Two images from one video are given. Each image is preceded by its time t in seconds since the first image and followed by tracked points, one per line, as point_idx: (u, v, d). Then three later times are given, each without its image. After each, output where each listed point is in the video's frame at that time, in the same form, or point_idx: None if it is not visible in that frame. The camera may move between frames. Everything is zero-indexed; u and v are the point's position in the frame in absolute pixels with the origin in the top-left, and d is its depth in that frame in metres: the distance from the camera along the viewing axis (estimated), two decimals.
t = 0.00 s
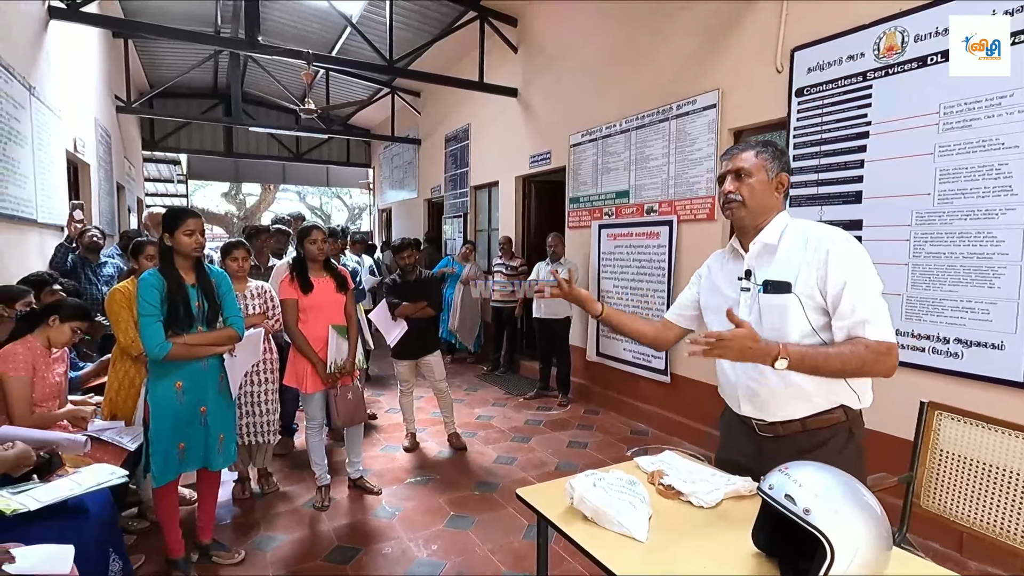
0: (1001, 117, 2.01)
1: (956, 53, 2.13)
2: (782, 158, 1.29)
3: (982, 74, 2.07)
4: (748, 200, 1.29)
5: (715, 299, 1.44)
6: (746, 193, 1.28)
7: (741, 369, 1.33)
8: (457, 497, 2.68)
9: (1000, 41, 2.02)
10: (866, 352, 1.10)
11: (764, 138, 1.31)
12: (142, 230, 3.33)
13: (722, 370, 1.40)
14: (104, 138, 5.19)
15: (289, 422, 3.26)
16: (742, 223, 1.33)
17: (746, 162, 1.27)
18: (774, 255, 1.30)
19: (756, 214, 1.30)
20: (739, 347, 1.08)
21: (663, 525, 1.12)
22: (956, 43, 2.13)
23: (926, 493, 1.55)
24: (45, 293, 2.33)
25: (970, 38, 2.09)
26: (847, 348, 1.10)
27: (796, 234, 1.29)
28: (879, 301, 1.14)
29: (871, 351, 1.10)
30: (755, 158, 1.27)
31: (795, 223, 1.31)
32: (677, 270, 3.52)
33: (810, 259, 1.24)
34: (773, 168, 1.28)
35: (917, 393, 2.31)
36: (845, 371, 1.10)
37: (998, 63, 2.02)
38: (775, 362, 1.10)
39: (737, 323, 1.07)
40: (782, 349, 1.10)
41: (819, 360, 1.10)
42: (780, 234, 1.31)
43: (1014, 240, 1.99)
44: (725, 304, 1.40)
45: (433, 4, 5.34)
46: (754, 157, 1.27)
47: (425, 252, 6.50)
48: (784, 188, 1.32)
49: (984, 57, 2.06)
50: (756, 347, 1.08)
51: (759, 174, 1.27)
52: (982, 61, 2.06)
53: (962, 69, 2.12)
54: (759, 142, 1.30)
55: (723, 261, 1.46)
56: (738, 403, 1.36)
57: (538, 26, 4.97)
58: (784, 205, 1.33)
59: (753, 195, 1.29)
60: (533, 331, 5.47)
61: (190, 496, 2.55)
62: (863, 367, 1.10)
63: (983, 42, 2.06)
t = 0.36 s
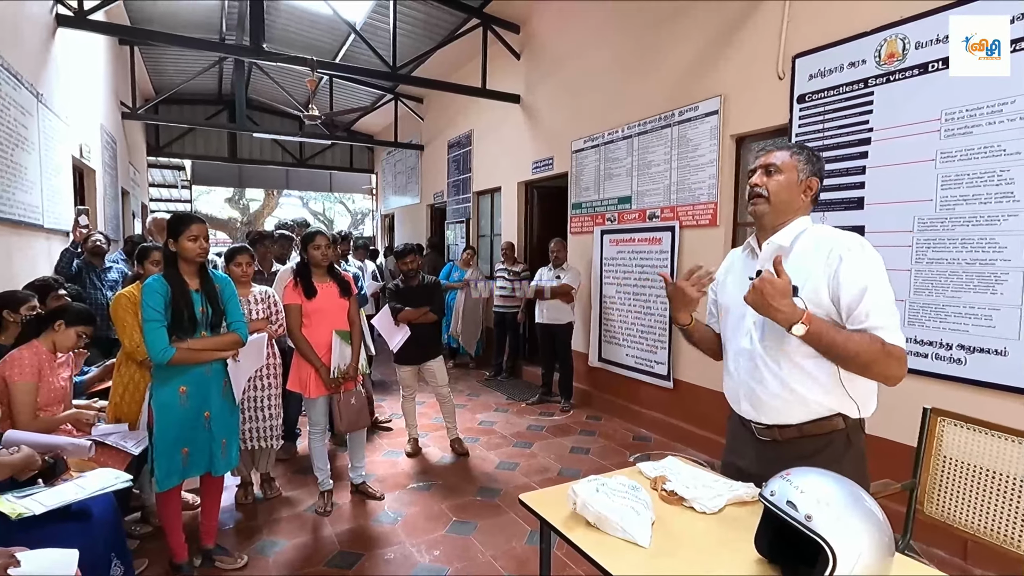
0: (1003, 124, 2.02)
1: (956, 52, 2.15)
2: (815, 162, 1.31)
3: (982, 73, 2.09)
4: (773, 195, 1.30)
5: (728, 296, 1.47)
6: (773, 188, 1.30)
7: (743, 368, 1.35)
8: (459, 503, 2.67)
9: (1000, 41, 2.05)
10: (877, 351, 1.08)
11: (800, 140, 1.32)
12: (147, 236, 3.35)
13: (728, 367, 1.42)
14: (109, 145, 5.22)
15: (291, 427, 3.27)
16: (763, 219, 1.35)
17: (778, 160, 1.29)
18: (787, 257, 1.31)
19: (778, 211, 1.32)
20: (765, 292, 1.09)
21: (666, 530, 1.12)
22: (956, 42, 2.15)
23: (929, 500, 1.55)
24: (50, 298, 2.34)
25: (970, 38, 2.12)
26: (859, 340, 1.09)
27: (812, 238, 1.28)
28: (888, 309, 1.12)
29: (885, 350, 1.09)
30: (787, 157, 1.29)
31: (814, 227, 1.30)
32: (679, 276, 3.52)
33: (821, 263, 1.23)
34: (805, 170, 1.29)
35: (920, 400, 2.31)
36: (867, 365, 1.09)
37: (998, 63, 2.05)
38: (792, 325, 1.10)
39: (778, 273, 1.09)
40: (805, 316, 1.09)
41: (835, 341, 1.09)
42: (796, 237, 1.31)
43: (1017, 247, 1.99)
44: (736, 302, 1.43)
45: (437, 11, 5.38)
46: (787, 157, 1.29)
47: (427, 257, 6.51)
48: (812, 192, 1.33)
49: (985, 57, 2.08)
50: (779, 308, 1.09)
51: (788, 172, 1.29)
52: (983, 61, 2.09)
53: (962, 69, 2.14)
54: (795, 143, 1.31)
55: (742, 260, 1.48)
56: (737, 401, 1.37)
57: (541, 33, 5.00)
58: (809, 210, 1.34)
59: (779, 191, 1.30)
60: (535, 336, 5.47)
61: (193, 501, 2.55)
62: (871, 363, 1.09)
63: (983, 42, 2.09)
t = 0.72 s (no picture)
0: (978, 130, 2.08)
1: (956, 51, 2.13)
2: (811, 166, 1.30)
3: (981, 74, 2.08)
4: (772, 209, 1.30)
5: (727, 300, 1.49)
6: (771, 202, 1.30)
7: (740, 372, 1.37)
8: (448, 505, 2.68)
9: (1001, 41, 2.03)
10: (873, 364, 1.13)
11: (794, 144, 1.31)
12: (130, 237, 3.30)
13: (724, 370, 1.45)
14: (89, 144, 5.13)
15: (278, 430, 3.24)
16: (764, 230, 1.35)
17: (771, 170, 1.29)
18: (787, 265, 1.33)
19: (779, 222, 1.32)
20: (753, 314, 1.17)
21: (654, 529, 1.14)
22: (956, 41, 2.14)
23: (908, 497, 1.59)
24: (31, 301, 2.30)
25: (969, 38, 2.10)
26: (854, 356, 1.14)
27: (814, 246, 1.30)
28: (888, 322, 1.16)
29: (879, 364, 1.13)
30: (781, 166, 1.28)
31: (816, 234, 1.32)
32: (666, 277, 3.56)
33: (823, 273, 1.26)
34: (800, 178, 1.29)
35: (899, 398, 2.36)
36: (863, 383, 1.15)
37: (998, 63, 2.03)
38: (782, 346, 1.18)
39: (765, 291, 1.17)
40: (794, 336, 1.17)
41: (827, 358, 1.15)
42: (797, 245, 1.33)
43: (992, 250, 2.05)
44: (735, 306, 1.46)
45: (424, 12, 5.38)
46: (780, 166, 1.28)
47: (414, 259, 6.49)
48: (810, 197, 1.33)
49: (985, 56, 2.07)
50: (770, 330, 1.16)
51: (785, 182, 1.28)
52: (982, 61, 2.08)
53: (962, 68, 2.12)
54: (787, 149, 1.31)
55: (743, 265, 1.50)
56: (730, 404, 1.41)
57: (528, 36, 5.02)
58: (809, 215, 1.35)
59: (778, 204, 1.30)
60: (523, 338, 5.48)
61: (178, 506, 2.52)
62: (864, 378, 1.14)
63: (984, 42, 2.07)
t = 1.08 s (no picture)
0: (948, 128, 2.16)
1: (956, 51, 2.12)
2: (796, 165, 1.34)
3: (983, 74, 2.07)
4: (765, 209, 1.34)
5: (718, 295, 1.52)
6: (761, 203, 1.33)
7: (726, 364, 1.40)
8: (433, 499, 2.69)
9: (1000, 41, 2.01)
10: (837, 352, 1.13)
11: (779, 145, 1.35)
12: (105, 232, 3.23)
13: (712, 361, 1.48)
14: (60, 136, 4.99)
15: (260, 427, 3.21)
16: (757, 231, 1.39)
17: (759, 172, 1.32)
18: (779, 260, 1.36)
19: (771, 221, 1.36)
20: (709, 319, 1.15)
21: (639, 517, 1.17)
22: (957, 41, 2.12)
23: (880, 482, 1.65)
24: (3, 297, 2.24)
25: (970, 38, 2.08)
26: (817, 346, 1.14)
27: (806, 242, 1.33)
28: (860, 311, 1.17)
29: (842, 351, 1.13)
30: (769, 167, 1.31)
31: (807, 231, 1.34)
32: (647, 272, 3.61)
33: (811, 267, 1.28)
34: (787, 177, 1.33)
35: (872, 389, 2.44)
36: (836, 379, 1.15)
37: (998, 63, 2.02)
38: (742, 344, 1.16)
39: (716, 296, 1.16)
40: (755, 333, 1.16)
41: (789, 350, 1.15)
42: (790, 240, 1.35)
43: (960, 245, 2.13)
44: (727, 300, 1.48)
45: (406, 6, 5.34)
46: (767, 167, 1.31)
47: (396, 254, 6.44)
48: (797, 196, 1.37)
49: (984, 57, 2.05)
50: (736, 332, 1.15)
51: (773, 183, 1.32)
52: (982, 61, 2.06)
53: (961, 68, 2.11)
54: (772, 149, 1.34)
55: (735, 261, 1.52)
56: (719, 395, 1.44)
57: (511, 31, 5.02)
58: (796, 213, 1.38)
59: (770, 204, 1.34)
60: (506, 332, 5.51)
61: (159, 504, 2.49)
62: (828, 368, 1.14)
63: (983, 42, 2.05)
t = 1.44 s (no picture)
0: (935, 109, 2.19)
1: (955, 51, 2.11)
2: (804, 140, 1.34)
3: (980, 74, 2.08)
4: (769, 181, 1.35)
5: (721, 270, 1.55)
6: (767, 176, 1.34)
7: (727, 335, 1.43)
8: (427, 475, 2.73)
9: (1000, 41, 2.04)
10: (826, 310, 1.14)
11: (788, 120, 1.35)
12: (92, 212, 3.19)
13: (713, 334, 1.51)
14: (41, 115, 4.88)
15: (253, 407, 3.22)
16: (761, 203, 1.40)
17: (767, 145, 1.33)
18: (781, 236, 1.37)
19: (775, 195, 1.37)
20: (697, 285, 1.19)
21: (633, 485, 1.21)
22: (956, 41, 2.11)
23: (863, 452, 1.71)
24: None
25: (970, 38, 2.08)
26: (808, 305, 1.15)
27: (807, 217, 1.34)
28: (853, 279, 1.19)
29: (832, 309, 1.14)
30: (777, 141, 1.32)
31: (809, 206, 1.35)
32: (638, 253, 3.64)
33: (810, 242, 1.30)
34: (794, 152, 1.33)
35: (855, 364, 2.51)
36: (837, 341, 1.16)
37: (998, 63, 2.04)
38: (735, 305, 1.18)
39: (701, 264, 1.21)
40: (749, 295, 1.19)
41: (780, 310, 1.16)
42: (793, 216, 1.36)
43: (943, 224, 2.18)
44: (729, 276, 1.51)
45: None
46: (776, 140, 1.32)
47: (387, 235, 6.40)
48: (804, 171, 1.37)
49: (984, 57, 2.06)
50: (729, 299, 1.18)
51: (780, 157, 1.33)
52: (982, 61, 2.07)
53: (961, 68, 2.11)
54: (782, 125, 1.34)
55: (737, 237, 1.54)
56: (720, 367, 1.47)
57: (501, 8, 4.95)
58: (802, 188, 1.39)
59: (774, 176, 1.35)
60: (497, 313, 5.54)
61: (155, 482, 2.51)
62: (820, 325, 1.14)
63: (983, 42, 2.06)
